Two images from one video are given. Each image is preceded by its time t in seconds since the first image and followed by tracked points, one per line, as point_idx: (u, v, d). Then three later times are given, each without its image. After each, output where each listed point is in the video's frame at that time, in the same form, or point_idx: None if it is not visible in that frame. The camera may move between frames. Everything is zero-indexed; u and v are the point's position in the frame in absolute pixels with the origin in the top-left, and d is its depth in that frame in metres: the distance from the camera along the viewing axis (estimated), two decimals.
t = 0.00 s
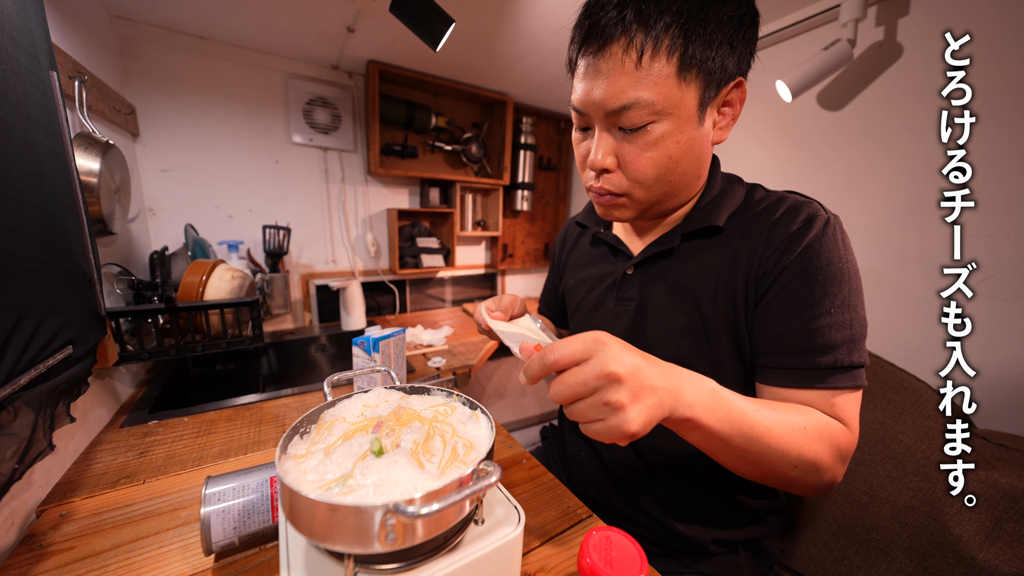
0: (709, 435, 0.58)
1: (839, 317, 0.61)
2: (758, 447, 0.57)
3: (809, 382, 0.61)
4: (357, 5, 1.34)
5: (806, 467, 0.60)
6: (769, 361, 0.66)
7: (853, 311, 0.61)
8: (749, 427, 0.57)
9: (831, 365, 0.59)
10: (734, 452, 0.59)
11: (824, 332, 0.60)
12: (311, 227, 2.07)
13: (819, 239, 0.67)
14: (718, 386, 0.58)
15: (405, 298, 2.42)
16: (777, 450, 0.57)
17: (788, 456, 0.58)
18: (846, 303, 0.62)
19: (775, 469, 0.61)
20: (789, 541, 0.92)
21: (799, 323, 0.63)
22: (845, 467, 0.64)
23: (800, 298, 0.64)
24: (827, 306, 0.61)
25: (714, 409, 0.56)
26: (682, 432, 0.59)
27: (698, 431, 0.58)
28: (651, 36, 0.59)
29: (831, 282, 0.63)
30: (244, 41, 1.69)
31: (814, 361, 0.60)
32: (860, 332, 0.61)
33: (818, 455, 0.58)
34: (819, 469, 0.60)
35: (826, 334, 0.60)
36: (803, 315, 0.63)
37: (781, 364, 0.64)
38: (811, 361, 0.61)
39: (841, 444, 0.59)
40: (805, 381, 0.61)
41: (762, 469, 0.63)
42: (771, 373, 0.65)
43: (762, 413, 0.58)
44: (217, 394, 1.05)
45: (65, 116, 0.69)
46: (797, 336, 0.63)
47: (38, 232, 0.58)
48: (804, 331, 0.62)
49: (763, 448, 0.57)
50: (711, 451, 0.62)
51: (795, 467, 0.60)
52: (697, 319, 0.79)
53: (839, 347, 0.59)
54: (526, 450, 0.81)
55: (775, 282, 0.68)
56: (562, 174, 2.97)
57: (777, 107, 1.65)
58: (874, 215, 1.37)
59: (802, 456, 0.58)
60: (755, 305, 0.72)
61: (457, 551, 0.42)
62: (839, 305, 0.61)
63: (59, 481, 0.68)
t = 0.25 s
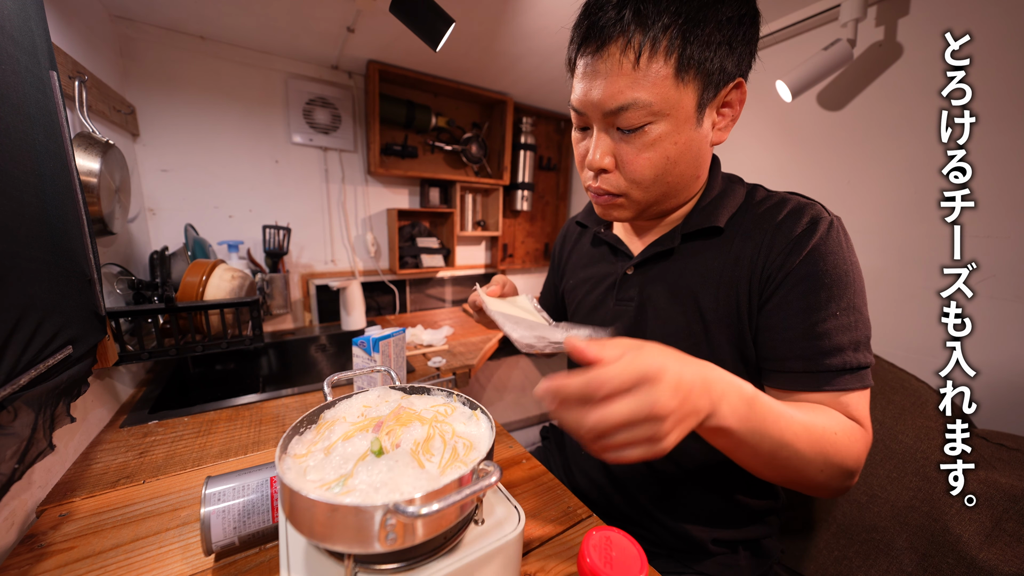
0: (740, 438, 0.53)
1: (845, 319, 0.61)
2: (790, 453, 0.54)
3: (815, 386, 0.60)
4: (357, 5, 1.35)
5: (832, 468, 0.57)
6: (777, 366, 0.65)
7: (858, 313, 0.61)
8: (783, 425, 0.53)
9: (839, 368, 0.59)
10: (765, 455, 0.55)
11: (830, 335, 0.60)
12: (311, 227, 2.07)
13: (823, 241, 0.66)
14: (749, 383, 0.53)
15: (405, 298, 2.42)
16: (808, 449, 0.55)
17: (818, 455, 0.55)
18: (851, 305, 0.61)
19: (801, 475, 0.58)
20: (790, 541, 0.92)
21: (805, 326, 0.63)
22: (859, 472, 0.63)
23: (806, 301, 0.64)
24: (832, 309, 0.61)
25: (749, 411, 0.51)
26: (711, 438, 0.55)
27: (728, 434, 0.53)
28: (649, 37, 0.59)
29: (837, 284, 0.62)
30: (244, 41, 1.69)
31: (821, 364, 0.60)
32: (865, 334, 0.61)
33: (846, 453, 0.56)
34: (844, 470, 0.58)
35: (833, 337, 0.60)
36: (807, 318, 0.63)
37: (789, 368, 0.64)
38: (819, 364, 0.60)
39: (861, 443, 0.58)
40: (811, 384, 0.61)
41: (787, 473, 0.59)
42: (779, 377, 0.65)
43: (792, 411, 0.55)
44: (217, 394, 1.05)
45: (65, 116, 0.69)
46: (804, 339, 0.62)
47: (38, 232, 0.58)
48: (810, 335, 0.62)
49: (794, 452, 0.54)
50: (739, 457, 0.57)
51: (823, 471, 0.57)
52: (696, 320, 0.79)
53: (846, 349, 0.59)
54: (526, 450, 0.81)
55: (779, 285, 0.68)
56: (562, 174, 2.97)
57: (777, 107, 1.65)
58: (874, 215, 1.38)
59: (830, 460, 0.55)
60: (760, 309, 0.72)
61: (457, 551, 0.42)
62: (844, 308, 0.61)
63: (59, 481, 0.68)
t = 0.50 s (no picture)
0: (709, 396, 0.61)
1: (850, 320, 0.61)
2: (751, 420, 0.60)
3: (823, 388, 0.61)
4: (357, 5, 1.35)
5: (806, 450, 0.60)
6: (783, 367, 0.66)
7: (862, 315, 0.61)
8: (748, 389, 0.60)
9: (845, 368, 0.59)
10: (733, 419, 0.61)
11: (836, 336, 0.60)
12: (311, 227, 2.07)
13: (827, 243, 0.66)
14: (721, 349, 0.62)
15: (405, 298, 2.42)
16: (775, 419, 0.59)
17: (787, 429, 0.59)
18: (856, 306, 0.62)
19: (771, 449, 0.62)
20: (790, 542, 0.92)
21: (810, 327, 0.63)
22: (859, 470, 0.63)
23: (810, 302, 0.64)
24: (837, 310, 0.61)
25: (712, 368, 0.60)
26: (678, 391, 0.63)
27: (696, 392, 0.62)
28: (656, 37, 0.59)
29: (842, 285, 0.63)
30: (244, 41, 1.69)
31: (828, 365, 0.60)
32: (872, 336, 0.61)
33: (822, 437, 0.58)
34: (822, 456, 0.60)
35: (839, 338, 0.60)
36: (813, 319, 0.63)
37: (793, 369, 0.64)
38: (826, 365, 0.60)
39: (852, 440, 0.59)
40: (822, 386, 0.61)
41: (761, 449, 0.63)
42: (785, 379, 0.65)
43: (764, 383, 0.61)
44: (217, 394, 1.05)
45: (65, 116, 0.69)
46: (809, 341, 0.62)
47: (38, 232, 0.58)
48: (815, 336, 0.62)
49: (755, 417, 0.60)
50: (706, 419, 0.64)
51: (792, 447, 0.60)
52: (699, 321, 0.79)
53: (852, 350, 0.59)
54: (526, 450, 0.81)
55: (783, 287, 0.68)
56: (562, 174, 2.97)
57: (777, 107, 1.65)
58: (874, 215, 1.38)
59: (796, 436, 0.59)
60: (763, 310, 0.72)
61: (457, 551, 0.42)
62: (849, 309, 0.62)
63: (59, 481, 0.68)
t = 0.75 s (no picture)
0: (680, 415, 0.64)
1: (844, 324, 0.61)
2: (722, 435, 0.63)
3: (817, 390, 0.61)
4: (357, 5, 1.34)
5: (777, 461, 0.62)
6: (774, 369, 0.66)
7: (858, 319, 0.61)
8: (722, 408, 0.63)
9: (834, 372, 0.60)
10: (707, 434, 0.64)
11: (828, 340, 0.60)
12: (311, 227, 2.07)
13: (827, 245, 0.66)
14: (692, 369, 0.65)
15: (405, 298, 2.42)
16: (747, 434, 0.62)
17: (760, 442, 0.61)
18: (852, 310, 0.62)
19: (745, 460, 0.65)
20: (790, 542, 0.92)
21: (803, 329, 0.63)
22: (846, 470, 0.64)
23: (803, 306, 0.64)
24: (831, 314, 0.61)
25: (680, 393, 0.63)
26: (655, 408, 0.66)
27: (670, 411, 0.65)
28: (665, 38, 0.59)
29: (838, 289, 0.62)
30: (244, 41, 1.69)
31: (819, 368, 0.61)
32: (866, 340, 0.61)
33: (796, 449, 0.60)
34: (794, 468, 0.62)
35: (832, 341, 0.60)
36: (807, 322, 0.63)
37: (784, 371, 0.65)
38: (817, 368, 0.61)
39: (830, 447, 0.60)
40: (815, 389, 0.61)
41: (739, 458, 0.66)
42: (778, 380, 0.66)
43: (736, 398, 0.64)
44: (217, 394, 1.05)
45: (65, 116, 0.69)
46: (801, 343, 0.63)
47: (37, 231, 0.58)
48: (808, 338, 0.62)
49: (726, 434, 0.63)
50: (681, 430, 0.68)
51: (764, 459, 0.63)
52: (699, 322, 0.79)
53: (843, 354, 0.60)
54: (526, 450, 0.81)
55: (778, 289, 0.68)
56: (562, 174, 2.97)
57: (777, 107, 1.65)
58: (874, 215, 1.38)
59: (767, 450, 0.61)
60: (758, 311, 0.72)
61: (457, 551, 0.42)
62: (844, 313, 0.61)
63: (60, 481, 0.68)
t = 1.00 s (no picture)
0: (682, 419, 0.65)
1: (847, 325, 0.61)
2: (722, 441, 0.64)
3: (820, 391, 0.61)
4: (357, 5, 1.34)
5: (780, 466, 0.62)
6: (777, 370, 0.66)
7: (861, 320, 0.61)
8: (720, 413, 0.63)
9: (837, 373, 0.60)
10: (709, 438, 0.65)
11: (831, 340, 0.60)
12: (311, 227, 2.07)
13: (829, 246, 0.66)
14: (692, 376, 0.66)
15: (405, 298, 2.42)
16: (746, 439, 0.62)
17: (760, 447, 0.62)
18: (854, 311, 0.62)
19: (746, 463, 0.65)
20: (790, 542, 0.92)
21: (805, 330, 0.63)
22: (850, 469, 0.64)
23: (806, 307, 0.64)
24: (834, 315, 0.61)
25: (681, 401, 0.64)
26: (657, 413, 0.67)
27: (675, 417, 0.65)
28: (661, 38, 0.59)
29: (840, 290, 0.62)
30: (244, 41, 1.69)
31: (822, 369, 0.61)
32: (869, 340, 0.61)
33: (796, 454, 0.60)
34: (797, 471, 0.62)
35: (834, 342, 0.60)
36: (809, 323, 0.63)
37: (787, 372, 0.65)
38: (819, 369, 0.61)
39: (832, 449, 0.60)
40: (818, 390, 0.61)
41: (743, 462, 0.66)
42: (781, 381, 0.66)
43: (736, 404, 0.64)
44: (217, 394, 1.05)
45: (65, 116, 0.69)
46: (804, 344, 0.63)
47: (38, 231, 0.58)
48: (810, 340, 0.62)
49: (726, 439, 0.63)
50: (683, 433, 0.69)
51: (766, 463, 0.63)
52: (700, 323, 0.79)
53: (846, 355, 0.60)
54: (526, 450, 0.81)
55: (780, 290, 0.68)
56: (562, 174, 2.97)
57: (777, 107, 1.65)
58: (874, 215, 1.38)
59: (768, 454, 0.62)
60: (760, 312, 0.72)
61: (457, 551, 0.42)
62: (847, 314, 0.61)
63: (60, 481, 0.68)
